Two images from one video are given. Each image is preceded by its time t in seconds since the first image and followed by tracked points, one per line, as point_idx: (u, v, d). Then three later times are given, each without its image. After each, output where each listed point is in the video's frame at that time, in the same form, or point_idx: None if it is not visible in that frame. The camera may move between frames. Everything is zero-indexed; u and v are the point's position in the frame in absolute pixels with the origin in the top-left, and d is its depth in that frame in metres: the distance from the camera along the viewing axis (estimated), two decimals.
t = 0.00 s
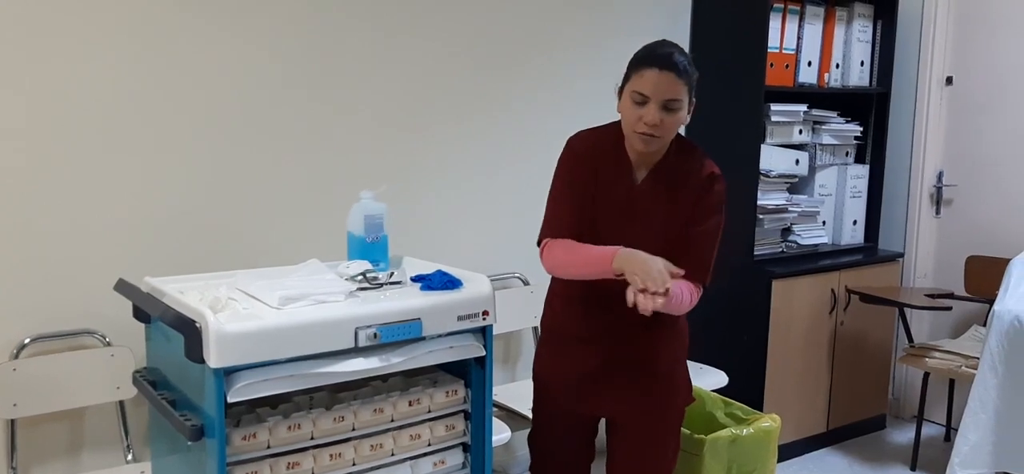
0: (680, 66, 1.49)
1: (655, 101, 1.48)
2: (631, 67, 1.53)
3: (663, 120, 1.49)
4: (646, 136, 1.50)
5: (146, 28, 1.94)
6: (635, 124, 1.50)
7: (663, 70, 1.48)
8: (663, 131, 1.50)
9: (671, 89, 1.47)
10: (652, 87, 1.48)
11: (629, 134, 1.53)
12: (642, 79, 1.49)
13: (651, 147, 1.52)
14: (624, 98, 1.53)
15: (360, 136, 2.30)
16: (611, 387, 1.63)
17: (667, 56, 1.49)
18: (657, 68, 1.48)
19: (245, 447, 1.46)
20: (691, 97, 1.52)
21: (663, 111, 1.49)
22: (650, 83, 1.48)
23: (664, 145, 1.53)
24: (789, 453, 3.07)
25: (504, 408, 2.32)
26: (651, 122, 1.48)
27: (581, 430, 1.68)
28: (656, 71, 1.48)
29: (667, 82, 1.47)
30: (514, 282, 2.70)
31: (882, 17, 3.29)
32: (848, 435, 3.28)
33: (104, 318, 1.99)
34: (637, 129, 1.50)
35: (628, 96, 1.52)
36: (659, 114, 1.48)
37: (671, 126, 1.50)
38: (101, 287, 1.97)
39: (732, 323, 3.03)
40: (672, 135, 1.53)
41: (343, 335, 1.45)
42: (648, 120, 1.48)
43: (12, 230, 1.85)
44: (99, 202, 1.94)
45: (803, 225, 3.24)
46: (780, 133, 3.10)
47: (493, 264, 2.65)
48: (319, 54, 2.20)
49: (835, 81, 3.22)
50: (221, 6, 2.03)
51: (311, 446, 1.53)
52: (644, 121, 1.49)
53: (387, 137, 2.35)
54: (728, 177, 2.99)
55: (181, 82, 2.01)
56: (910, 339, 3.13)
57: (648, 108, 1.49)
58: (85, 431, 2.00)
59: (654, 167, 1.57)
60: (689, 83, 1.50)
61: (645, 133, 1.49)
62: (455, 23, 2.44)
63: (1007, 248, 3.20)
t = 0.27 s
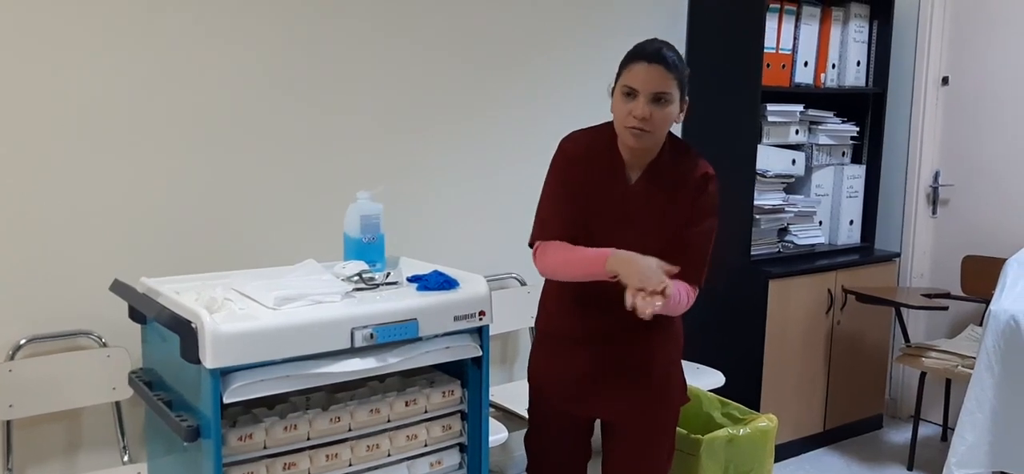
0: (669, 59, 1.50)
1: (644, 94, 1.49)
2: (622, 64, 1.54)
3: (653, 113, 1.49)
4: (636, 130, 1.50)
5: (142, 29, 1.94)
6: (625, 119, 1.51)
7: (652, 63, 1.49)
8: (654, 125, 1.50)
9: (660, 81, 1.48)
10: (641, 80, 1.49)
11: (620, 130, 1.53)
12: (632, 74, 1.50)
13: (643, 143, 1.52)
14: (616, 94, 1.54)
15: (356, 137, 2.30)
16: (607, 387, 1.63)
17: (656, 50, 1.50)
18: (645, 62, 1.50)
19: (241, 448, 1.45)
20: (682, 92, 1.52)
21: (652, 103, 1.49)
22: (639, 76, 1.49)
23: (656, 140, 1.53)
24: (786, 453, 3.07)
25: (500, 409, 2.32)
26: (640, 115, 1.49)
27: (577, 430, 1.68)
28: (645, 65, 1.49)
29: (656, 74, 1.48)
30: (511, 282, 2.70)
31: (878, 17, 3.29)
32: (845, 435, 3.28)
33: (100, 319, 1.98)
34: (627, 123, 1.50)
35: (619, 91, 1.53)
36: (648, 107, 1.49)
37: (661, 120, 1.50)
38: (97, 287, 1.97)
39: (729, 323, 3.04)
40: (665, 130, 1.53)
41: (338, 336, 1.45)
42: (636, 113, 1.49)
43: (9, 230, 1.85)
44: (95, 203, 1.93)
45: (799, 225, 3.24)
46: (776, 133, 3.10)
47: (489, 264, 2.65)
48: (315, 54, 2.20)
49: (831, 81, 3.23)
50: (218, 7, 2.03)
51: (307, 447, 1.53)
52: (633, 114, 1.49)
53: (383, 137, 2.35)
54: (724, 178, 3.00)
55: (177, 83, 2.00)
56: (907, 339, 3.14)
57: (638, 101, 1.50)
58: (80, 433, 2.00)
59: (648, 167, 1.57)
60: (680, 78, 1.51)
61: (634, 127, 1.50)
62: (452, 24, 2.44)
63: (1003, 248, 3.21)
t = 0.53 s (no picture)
0: (660, 58, 1.50)
1: (636, 92, 1.49)
2: (615, 63, 1.55)
3: (645, 111, 1.49)
4: (628, 129, 1.49)
5: (139, 29, 1.94)
6: (618, 117, 1.51)
7: (644, 61, 1.49)
8: (646, 123, 1.49)
9: (652, 79, 1.48)
10: (632, 78, 1.49)
11: (613, 130, 1.53)
12: (624, 72, 1.51)
13: (636, 141, 1.51)
14: (608, 92, 1.54)
15: (353, 138, 2.30)
16: (604, 388, 1.62)
17: (647, 48, 1.50)
18: (637, 60, 1.50)
19: (239, 449, 1.45)
20: (675, 90, 1.52)
21: (644, 101, 1.49)
22: (631, 74, 1.49)
23: (649, 139, 1.52)
24: (783, 453, 3.07)
25: (498, 410, 2.32)
26: (632, 113, 1.48)
27: (574, 431, 1.68)
28: (637, 63, 1.50)
29: (647, 72, 1.48)
30: (508, 283, 2.70)
31: (875, 18, 3.30)
32: (842, 435, 3.28)
33: (97, 321, 1.98)
34: (619, 121, 1.50)
35: (612, 89, 1.53)
36: (640, 104, 1.49)
37: (654, 118, 1.50)
38: (94, 289, 1.96)
39: (726, 324, 3.04)
40: (658, 129, 1.52)
41: (335, 337, 1.45)
42: (628, 110, 1.49)
43: (6, 232, 1.84)
44: (93, 205, 1.93)
45: (797, 225, 3.24)
46: (774, 134, 3.10)
47: (487, 265, 2.65)
48: (313, 55, 2.20)
49: (828, 81, 3.23)
50: (216, 7, 2.03)
51: (305, 448, 1.53)
52: (625, 112, 1.49)
53: (381, 138, 2.35)
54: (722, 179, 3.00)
55: (175, 83, 2.00)
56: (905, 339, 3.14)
57: (630, 100, 1.49)
58: (77, 434, 2.00)
59: (642, 167, 1.56)
60: (672, 76, 1.51)
61: (627, 125, 1.49)
62: (450, 24, 2.44)
63: (1000, 248, 3.21)
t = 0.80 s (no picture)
0: (660, 59, 1.50)
1: (636, 94, 1.49)
2: (615, 64, 1.55)
3: (645, 112, 1.49)
4: (628, 130, 1.50)
5: (139, 30, 1.94)
6: (618, 119, 1.51)
7: (644, 63, 1.49)
8: (646, 125, 1.49)
9: (652, 81, 1.48)
10: (632, 80, 1.49)
11: (613, 131, 1.53)
12: (623, 74, 1.51)
13: (636, 143, 1.51)
14: (608, 93, 1.54)
15: (353, 139, 2.30)
16: (602, 389, 1.63)
17: (647, 49, 1.50)
18: (637, 62, 1.50)
19: (238, 451, 1.45)
20: (675, 92, 1.52)
21: (644, 103, 1.50)
22: (631, 76, 1.49)
23: (649, 141, 1.53)
24: (782, 454, 3.07)
25: (498, 411, 2.32)
26: (633, 114, 1.48)
27: (573, 432, 1.68)
28: (637, 65, 1.50)
29: (647, 74, 1.48)
30: (508, 284, 2.70)
31: (874, 19, 3.30)
32: (841, 436, 3.28)
33: (97, 322, 1.98)
34: (619, 123, 1.50)
35: (612, 90, 1.53)
36: (641, 106, 1.49)
37: (654, 120, 1.50)
38: (94, 289, 1.96)
39: (726, 325, 3.04)
40: (657, 131, 1.52)
41: (335, 338, 1.45)
42: (628, 112, 1.49)
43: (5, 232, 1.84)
44: (93, 205, 1.93)
45: (797, 226, 3.24)
46: (773, 135, 3.11)
47: (487, 266, 2.66)
48: (312, 56, 2.20)
49: (827, 82, 3.23)
50: (215, 8, 2.03)
51: (304, 449, 1.53)
52: (625, 113, 1.49)
53: (380, 139, 2.35)
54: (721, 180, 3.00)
55: (175, 84, 2.00)
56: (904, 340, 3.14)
57: (630, 101, 1.50)
58: (76, 435, 1.99)
59: (639, 167, 1.57)
60: (672, 78, 1.51)
61: (627, 127, 1.49)
62: (449, 25, 2.44)
63: (999, 249, 3.21)
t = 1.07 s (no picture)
0: (665, 67, 1.49)
1: (642, 103, 1.48)
2: (617, 69, 1.53)
3: (651, 122, 1.49)
4: (634, 138, 1.50)
5: (139, 30, 1.94)
6: (623, 127, 1.51)
7: (649, 72, 1.48)
8: (651, 132, 1.50)
9: (658, 91, 1.48)
10: (639, 89, 1.48)
11: (616, 136, 1.53)
12: (630, 82, 1.49)
13: (639, 149, 1.52)
14: (611, 100, 1.53)
15: (352, 140, 2.30)
16: (602, 390, 1.63)
17: (653, 57, 1.49)
18: (642, 70, 1.49)
19: (237, 452, 1.45)
20: (678, 99, 1.52)
21: (650, 112, 1.49)
22: (637, 85, 1.48)
23: (651, 146, 1.53)
24: (782, 455, 3.07)
25: (498, 412, 2.32)
26: (639, 124, 1.48)
27: (573, 433, 1.68)
28: (642, 73, 1.48)
29: (653, 83, 1.48)
30: (507, 285, 2.70)
31: (873, 20, 3.31)
32: (841, 437, 3.28)
33: (96, 323, 1.98)
34: (624, 131, 1.50)
35: (616, 98, 1.52)
36: (647, 115, 1.49)
37: (659, 127, 1.50)
38: (94, 290, 1.96)
39: (725, 325, 3.04)
40: (660, 136, 1.53)
41: (335, 338, 1.45)
42: (635, 122, 1.48)
43: (5, 232, 1.84)
44: (93, 206, 1.93)
45: (796, 227, 3.24)
46: (772, 136, 3.11)
47: (487, 267, 2.66)
48: (312, 57, 2.20)
49: (826, 83, 3.23)
50: (215, 9, 2.04)
51: (304, 450, 1.53)
52: (631, 123, 1.49)
53: (380, 140, 2.35)
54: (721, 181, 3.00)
55: (174, 85, 2.00)
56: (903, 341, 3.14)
57: (636, 111, 1.49)
58: (76, 436, 1.99)
59: (641, 166, 1.57)
60: (676, 85, 1.51)
61: (632, 135, 1.49)
62: (449, 26, 2.44)
63: (998, 250, 3.22)
